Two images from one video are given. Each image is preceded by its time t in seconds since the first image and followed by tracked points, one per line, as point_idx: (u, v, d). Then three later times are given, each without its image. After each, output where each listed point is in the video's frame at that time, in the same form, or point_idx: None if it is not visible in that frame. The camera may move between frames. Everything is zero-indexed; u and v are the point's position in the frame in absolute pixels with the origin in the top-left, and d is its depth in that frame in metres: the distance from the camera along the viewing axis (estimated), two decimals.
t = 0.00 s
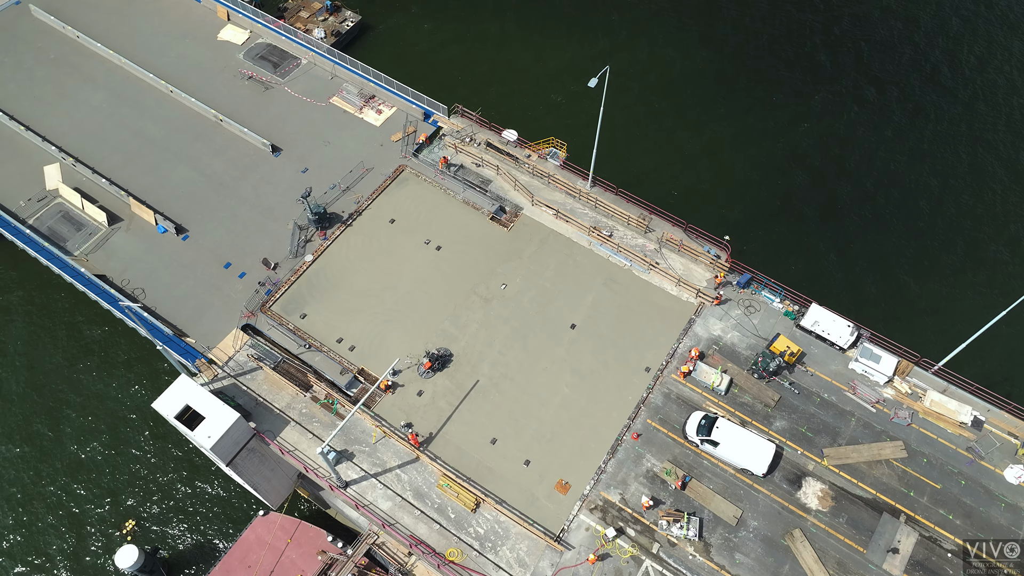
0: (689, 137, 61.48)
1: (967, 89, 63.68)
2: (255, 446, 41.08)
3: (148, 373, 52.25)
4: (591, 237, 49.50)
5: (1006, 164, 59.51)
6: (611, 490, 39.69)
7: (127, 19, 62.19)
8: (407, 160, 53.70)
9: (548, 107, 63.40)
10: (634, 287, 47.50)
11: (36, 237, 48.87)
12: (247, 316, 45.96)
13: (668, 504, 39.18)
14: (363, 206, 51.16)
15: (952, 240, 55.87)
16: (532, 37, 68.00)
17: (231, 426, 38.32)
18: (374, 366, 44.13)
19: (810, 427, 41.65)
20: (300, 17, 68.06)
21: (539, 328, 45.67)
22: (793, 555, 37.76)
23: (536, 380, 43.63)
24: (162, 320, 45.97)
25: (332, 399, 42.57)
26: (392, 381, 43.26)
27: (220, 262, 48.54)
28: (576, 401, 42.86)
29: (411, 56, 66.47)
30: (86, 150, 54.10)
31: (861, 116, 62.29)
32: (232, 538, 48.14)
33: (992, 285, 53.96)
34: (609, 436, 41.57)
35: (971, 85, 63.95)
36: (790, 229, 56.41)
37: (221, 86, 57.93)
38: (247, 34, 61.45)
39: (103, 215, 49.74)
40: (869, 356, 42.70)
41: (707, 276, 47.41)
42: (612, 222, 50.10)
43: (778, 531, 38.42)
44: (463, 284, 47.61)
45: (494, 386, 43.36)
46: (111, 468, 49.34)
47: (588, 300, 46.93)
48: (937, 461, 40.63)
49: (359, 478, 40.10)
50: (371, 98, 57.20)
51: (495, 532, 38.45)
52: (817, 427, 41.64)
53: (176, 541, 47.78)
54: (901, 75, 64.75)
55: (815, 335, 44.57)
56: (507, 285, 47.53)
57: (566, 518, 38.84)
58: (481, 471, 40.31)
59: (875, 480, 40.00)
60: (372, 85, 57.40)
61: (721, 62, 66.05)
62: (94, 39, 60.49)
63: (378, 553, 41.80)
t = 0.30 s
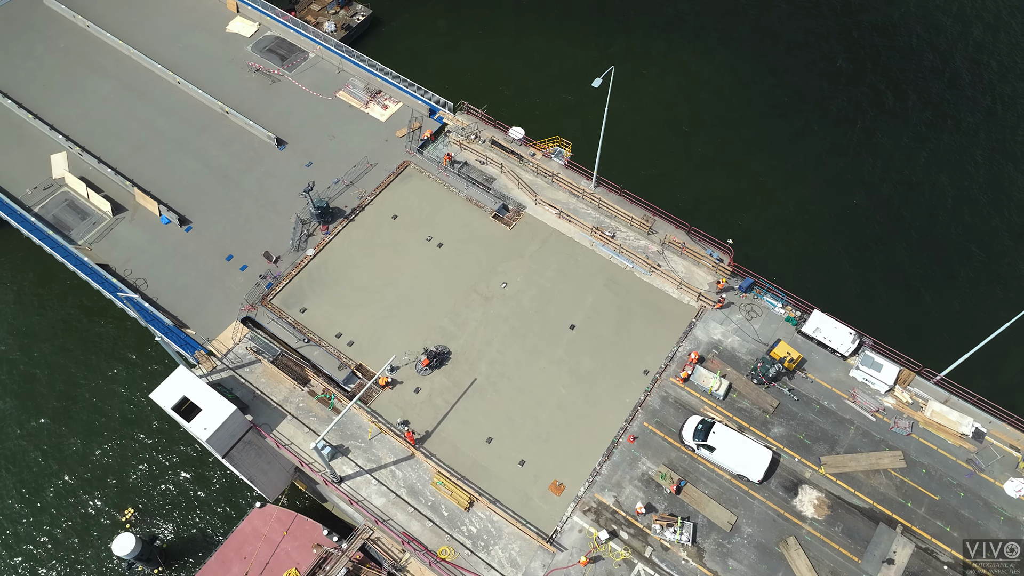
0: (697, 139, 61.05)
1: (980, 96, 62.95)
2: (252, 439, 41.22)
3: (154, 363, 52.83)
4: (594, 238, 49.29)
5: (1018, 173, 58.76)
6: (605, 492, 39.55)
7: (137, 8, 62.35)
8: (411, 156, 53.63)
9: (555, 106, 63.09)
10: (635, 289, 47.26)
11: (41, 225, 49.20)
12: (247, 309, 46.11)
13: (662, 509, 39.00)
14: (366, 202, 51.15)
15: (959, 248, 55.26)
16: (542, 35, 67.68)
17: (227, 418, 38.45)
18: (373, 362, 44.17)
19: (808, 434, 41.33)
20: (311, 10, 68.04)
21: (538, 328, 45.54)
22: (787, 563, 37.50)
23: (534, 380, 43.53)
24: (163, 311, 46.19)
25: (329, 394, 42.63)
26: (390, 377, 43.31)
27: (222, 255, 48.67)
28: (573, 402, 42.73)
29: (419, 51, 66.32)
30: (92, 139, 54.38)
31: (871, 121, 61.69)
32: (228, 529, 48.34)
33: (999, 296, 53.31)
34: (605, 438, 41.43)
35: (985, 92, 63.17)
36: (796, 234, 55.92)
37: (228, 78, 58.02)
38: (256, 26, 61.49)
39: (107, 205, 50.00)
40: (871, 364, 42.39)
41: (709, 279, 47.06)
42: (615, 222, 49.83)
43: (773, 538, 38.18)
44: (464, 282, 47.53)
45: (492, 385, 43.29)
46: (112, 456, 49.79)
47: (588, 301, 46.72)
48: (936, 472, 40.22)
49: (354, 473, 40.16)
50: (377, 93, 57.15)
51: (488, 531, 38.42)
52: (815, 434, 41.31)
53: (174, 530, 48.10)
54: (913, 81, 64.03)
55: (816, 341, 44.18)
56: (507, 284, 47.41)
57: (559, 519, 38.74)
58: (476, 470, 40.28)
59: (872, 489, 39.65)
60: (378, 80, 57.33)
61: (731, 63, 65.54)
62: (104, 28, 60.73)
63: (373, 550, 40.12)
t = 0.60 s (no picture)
0: (704, 140, 60.59)
1: (993, 104, 62.19)
2: (249, 432, 41.32)
3: (154, 353, 53.21)
4: (596, 239, 49.06)
5: None
6: (599, 494, 39.42)
7: None
8: (415, 152, 53.55)
9: (562, 105, 62.74)
10: (636, 291, 47.03)
11: (46, 213, 49.55)
12: (247, 302, 46.23)
13: (656, 513, 38.85)
14: (369, 197, 51.16)
15: (966, 257, 54.62)
16: (551, 33, 67.34)
17: (224, 411, 38.56)
18: (371, 358, 44.20)
19: (806, 442, 41.03)
20: (321, 3, 68.03)
21: (537, 328, 45.41)
22: (780, 571, 37.29)
23: (531, 380, 43.40)
24: (164, 302, 46.38)
25: (327, 388, 42.69)
26: (388, 374, 43.29)
27: (224, 247, 48.77)
28: (570, 403, 42.59)
29: (427, 47, 66.10)
30: (99, 129, 54.65)
31: (881, 126, 61.05)
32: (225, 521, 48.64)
33: (1005, 306, 52.68)
34: (600, 440, 41.29)
35: (998, 100, 62.40)
36: (802, 239, 55.34)
37: (236, 71, 58.11)
38: (264, 19, 61.47)
39: (112, 195, 50.26)
40: (871, 373, 41.87)
41: (711, 283, 46.73)
42: (618, 224, 49.55)
43: (766, 546, 37.96)
44: (464, 280, 47.45)
45: (489, 384, 43.21)
46: (111, 445, 50.19)
47: (588, 302, 46.54)
48: (935, 483, 39.82)
49: (349, 469, 40.24)
50: (383, 88, 57.02)
51: (481, 530, 38.41)
52: (813, 442, 41.00)
53: (171, 520, 48.45)
54: (925, 86, 63.28)
55: (817, 348, 43.76)
56: (508, 283, 47.30)
57: (552, 520, 38.68)
58: (470, 468, 40.25)
59: (869, 499, 39.32)
60: (385, 76, 57.24)
61: (741, 65, 64.97)
62: (114, 18, 60.93)
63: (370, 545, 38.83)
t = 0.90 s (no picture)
0: (711, 142, 60.14)
1: (1005, 113, 61.52)
2: (245, 425, 41.43)
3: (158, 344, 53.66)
4: (598, 239, 48.84)
5: None
6: (593, 497, 39.30)
7: None
8: (420, 149, 53.44)
9: (568, 103, 62.40)
10: (636, 293, 46.79)
11: (51, 202, 49.86)
12: (248, 295, 46.34)
13: (649, 517, 38.67)
14: (372, 192, 51.16)
15: (973, 266, 53.97)
16: (560, 31, 67.05)
17: (221, 403, 38.63)
18: (369, 354, 44.22)
19: (803, 450, 40.72)
20: None
21: (536, 328, 45.28)
22: None
23: (529, 380, 43.28)
24: (165, 292, 46.53)
25: (324, 383, 42.76)
26: (385, 370, 43.31)
27: (226, 240, 48.89)
28: (567, 404, 42.45)
29: (435, 43, 65.91)
30: (106, 119, 54.90)
31: (890, 132, 60.42)
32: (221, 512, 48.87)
33: (1013, 316, 52.00)
34: (596, 443, 41.13)
35: (1010, 109, 61.71)
36: (806, 244, 54.82)
37: (243, 63, 58.19)
38: (273, 12, 61.52)
39: (116, 184, 50.49)
40: (872, 382, 41.42)
41: (713, 287, 46.42)
42: (620, 225, 49.28)
43: (760, 553, 37.72)
44: (464, 277, 47.36)
45: (487, 383, 43.13)
46: (110, 434, 50.53)
47: (588, 303, 46.35)
48: (933, 495, 39.44)
49: (343, 464, 40.31)
50: (390, 83, 56.91)
51: (473, 530, 38.40)
52: (810, 450, 40.69)
53: (168, 510, 48.73)
54: (937, 93, 62.63)
55: (818, 355, 43.38)
56: (508, 282, 47.18)
57: (545, 521, 38.57)
58: (465, 467, 40.21)
59: (865, 509, 39.00)
60: (391, 71, 57.15)
61: (751, 68, 64.46)
62: (124, 9, 61.13)
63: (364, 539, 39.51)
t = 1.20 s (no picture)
0: (718, 145, 59.70)
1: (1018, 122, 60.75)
2: (242, 417, 41.54)
3: (159, 331, 54.05)
4: (600, 241, 48.58)
5: None
6: (587, 499, 39.18)
7: None
8: (425, 145, 53.37)
9: (575, 102, 62.05)
10: (637, 295, 46.56)
11: (57, 190, 50.19)
12: (249, 288, 46.46)
13: (643, 521, 38.52)
14: (376, 188, 51.15)
15: (980, 277, 53.39)
16: (570, 30, 66.75)
17: (218, 396, 38.62)
18: (368, 350, 44.25)
19: (801, 458, 40.42)
20: None
21: (535, 328, 45.15)
22: None
23: (527, 380, 43.18)
24: (167, 283, 46.78)
25: (322, 378, 42.81)
26: (383, 367, 43.36)
27: (229, 232, 49.04)
28: (564, 405, 42.32)
29: (444, 39, 65.73)
30: (114, 108, 55.14)
31: (900, 139, 59.84)
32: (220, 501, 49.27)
33: (1019, 328, 51.42)
34: (592, 445, 40.98)
35: None
36: (812, 249, 54.32)
37: (251, 56, 58.27)
38: (283, 5, 61.50)
39: (122, 174, 50.73)
40: (872, 392, 41.08)
41: (714, 291, 46.11)
42: (623, 227, 49.01)
43: (753, 561, 37.50)
44: (465, 275, 47.29)
45: (484, 382, 43.08)
46: (111, 422, 50.95)
47: (588, 304, 46.16)
48: (931, 507, 39.05)
49: (339, 459, 40.36)
50: (397, 79, 56.82)
51: (466, 529, 38.37)
52: (808, 458, 40.38)
53: (167, 499, 49.08)
54: (948, 100, 61.99)
55: (818, 363, 43.01)
56: (509, 281, 47.07)
57: (538, 522, 38.53)
58: (460, 466, 40.22)
59: (861, 520, 38.69)
60: (399, 67, 57.05)
61: (761, 71, 63.94)
62: None
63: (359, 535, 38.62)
